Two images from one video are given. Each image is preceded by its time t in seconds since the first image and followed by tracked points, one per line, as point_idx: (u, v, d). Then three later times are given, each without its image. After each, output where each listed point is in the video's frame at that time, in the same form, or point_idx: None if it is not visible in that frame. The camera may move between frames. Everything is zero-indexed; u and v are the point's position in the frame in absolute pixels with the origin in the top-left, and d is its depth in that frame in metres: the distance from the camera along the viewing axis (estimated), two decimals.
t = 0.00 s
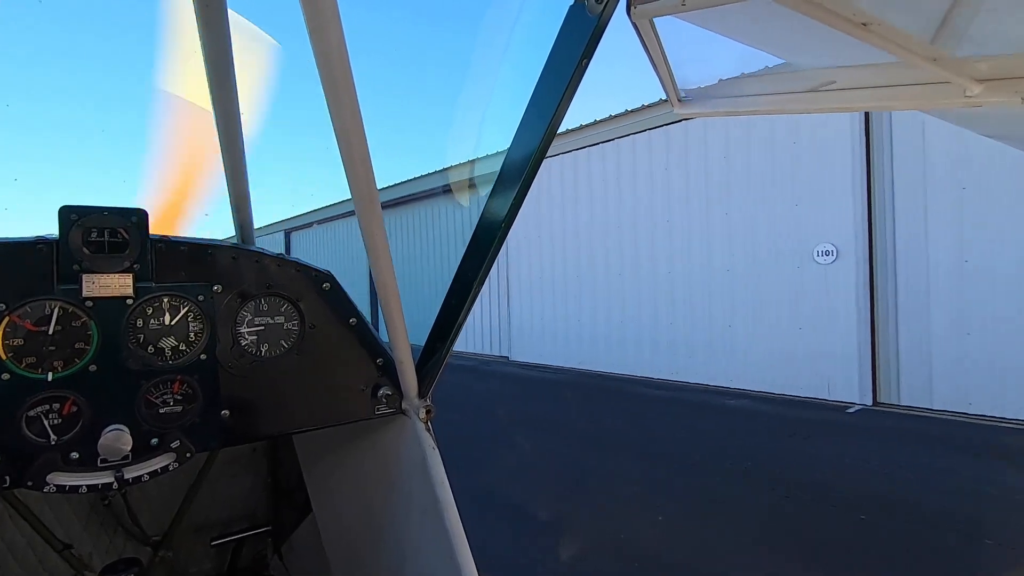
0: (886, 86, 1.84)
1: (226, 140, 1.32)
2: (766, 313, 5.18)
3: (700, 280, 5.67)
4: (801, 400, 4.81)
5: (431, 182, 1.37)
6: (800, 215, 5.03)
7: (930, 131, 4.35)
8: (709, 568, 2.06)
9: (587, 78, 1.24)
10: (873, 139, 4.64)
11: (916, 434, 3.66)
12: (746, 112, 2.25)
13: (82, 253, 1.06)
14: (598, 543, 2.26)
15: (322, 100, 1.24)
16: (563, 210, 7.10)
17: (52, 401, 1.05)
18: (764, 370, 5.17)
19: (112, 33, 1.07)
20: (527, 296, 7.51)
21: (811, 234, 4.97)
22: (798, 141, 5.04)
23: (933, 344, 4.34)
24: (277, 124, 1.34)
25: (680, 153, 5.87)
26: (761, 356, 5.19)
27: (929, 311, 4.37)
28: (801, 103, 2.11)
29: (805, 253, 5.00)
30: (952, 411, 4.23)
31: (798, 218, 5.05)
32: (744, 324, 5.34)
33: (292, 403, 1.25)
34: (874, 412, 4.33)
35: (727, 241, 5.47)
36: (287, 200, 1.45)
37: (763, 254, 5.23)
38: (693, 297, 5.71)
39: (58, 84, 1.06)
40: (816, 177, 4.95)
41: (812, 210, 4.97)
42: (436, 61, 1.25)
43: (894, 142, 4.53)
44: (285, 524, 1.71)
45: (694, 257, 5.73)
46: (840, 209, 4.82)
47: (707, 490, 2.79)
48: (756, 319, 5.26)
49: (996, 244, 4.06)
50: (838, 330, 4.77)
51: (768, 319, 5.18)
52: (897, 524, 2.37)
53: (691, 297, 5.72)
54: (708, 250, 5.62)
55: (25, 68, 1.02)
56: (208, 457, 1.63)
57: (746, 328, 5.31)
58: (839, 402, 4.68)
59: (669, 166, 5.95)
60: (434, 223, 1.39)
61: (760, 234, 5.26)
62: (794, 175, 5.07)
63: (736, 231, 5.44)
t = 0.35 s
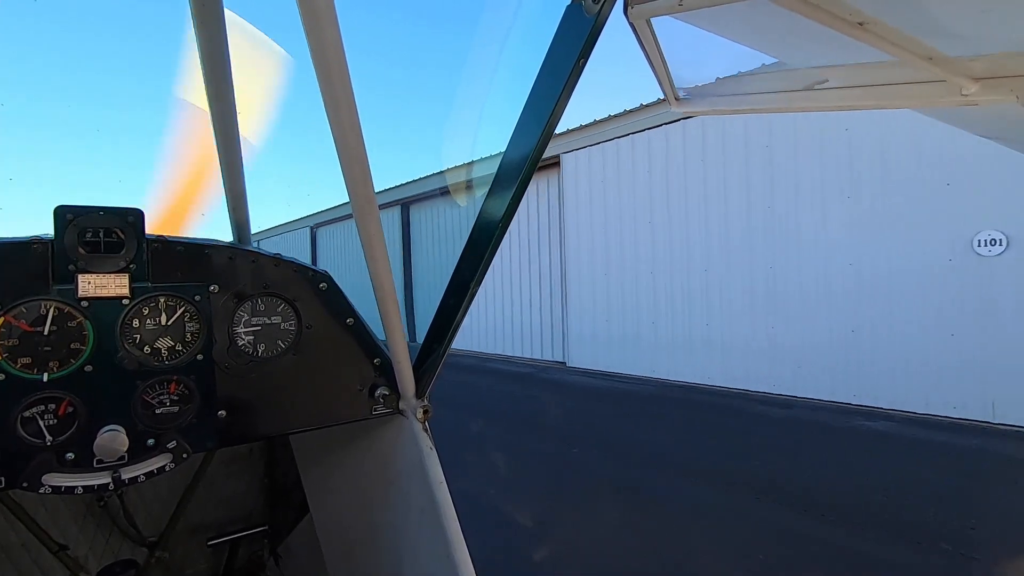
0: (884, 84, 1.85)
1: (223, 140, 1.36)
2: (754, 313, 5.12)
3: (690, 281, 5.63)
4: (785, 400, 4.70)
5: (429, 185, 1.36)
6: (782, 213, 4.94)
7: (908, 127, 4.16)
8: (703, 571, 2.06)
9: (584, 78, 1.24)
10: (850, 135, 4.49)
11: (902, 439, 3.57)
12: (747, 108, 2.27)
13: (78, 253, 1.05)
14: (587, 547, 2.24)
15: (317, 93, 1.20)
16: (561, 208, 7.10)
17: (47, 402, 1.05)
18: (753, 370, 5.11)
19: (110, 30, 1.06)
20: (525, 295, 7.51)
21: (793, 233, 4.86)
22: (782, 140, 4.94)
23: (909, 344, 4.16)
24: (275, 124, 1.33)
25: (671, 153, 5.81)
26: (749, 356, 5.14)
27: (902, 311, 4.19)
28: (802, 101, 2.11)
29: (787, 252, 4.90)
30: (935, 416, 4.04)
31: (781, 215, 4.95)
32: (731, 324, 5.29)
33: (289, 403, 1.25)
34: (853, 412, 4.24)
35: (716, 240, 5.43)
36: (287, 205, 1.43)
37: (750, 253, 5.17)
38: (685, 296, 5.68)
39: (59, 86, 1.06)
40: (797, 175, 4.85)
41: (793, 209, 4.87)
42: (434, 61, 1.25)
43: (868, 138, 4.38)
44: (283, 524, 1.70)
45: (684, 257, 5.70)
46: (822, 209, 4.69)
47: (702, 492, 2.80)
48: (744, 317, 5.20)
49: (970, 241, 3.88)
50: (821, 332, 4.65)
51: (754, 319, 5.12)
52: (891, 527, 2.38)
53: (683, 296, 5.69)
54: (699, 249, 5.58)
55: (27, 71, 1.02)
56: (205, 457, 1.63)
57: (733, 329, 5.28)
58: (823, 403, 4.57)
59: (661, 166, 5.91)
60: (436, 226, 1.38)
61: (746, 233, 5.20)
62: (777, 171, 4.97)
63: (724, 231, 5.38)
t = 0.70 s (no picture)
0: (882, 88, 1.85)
1: (222, 146, 1.35)
2: (756, 313, 5.21)
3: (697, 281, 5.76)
4: (788, 400, 4.76)
5: (430, 186, 1.40)
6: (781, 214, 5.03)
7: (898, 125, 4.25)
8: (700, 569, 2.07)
9: (583, 79, 1.24)
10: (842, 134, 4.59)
11: (900, 439, 3.59)
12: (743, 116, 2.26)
13: (76, 252, 1.05)
14: (585, 546, 2.25)
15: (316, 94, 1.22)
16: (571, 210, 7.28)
17: (45, 401, 1.05)
18: (757, 370, 5.19)
19: (110, 30, 1.07)
20: (541, 296, 7.74)
21: (791, 234, 4.95)
22: (780, 141, 5.03)
23: (905, 343, 4.19)
24: (275, 123, 1.34)
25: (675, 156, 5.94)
26: (753, 356, 5.22)
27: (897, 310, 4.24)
28: (797, 108, 2.10)
29: (785, 252, 4.98)
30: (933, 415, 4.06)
31: (779, 216, 5.03)
32: (735, 324, 5.38)
33: (287, 403, 1.25)
34: (854, 412, 4.28)
35: (720, 241, 5.53)
36: (287, 207, 1.44)
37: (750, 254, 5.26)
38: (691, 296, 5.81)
39: (60, 87, 1.07)
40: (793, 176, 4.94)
41: (791, 210, 4.96)
42: (433, 61, 1.25)
43: (860, 138, 4.48)
44: (281, 524, 1.70)
45: (690, 257, 5.82)
46: (817, 209, 4.77)
47: (701, 491, 2.81)
48: (746, 317, 5.29)
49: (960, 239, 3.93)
50: (820, 331, 4.72)
51: (757, 319, 5.21)
52: (887, 526, 2.39)
53: (690, 296, 5.81)
54: (702, 248, 5.70)
55: (29, 72, 1.03)
56: (203, 458, 1.63)
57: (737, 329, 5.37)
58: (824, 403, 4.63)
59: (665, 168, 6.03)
60: (428, 227, 1.37)
61: (747, 234, 5.29)
62: (776, 173, 5.07)
63: (725, 231, 5.50)
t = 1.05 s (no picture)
0: (892, 84, 1.83)
1: (228, 141, 1.36)
2: (767, 313, 5.21)
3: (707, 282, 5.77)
4: (799, 401, 4.76)
5: (437, 187, 1.41)
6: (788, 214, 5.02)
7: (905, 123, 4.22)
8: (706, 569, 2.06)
9: (589, 77, 1.23)
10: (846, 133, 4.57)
11: (910, 440, 3.56)
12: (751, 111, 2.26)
13: (86, 252, 1.06)
14: (591, 546, 2.25)
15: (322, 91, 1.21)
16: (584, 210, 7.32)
17: (56, 399, 1.06)
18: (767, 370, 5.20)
19: (110, 29, 1.07)
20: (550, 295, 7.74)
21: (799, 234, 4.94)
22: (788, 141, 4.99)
23: (916, 343, 4.18)
24: (283, 123, 1.35)
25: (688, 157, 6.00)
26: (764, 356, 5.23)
27: (904, 309, 4.24)
28: (806, 102, 2.09)
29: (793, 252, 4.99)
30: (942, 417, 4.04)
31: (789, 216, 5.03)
32: (744, 324, 5.40)
33: (294, 401, 1.26)
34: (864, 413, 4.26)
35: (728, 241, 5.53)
36: (293, 209, 1.44)
37: (759, 255, 5.26)
38: (705, 296, 5.85)
39: (64, 87, 1.06)
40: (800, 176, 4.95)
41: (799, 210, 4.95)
42: (437, 60, 1.26)
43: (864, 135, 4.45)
44: (288, 520, 1.71)
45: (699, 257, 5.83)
46: (826, 209, 4.75)
47: (708, 492, 2.80)
48: (756, 317, 5.30)
49: (965, 239, 3.91)
50: (830, 332, 4.72)
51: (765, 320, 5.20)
52: (895, 527, 2.38)
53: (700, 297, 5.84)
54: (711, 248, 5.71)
55: (29, 73, 1.03)
56: (211, 456, 1.65)
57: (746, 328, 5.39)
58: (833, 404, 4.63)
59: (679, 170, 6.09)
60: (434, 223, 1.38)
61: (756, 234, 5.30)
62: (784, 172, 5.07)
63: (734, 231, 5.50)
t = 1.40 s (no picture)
0: (903, 81, 1.82)
1: (235, 140, 1.36)
2: (777, 314, 5.20)
3: (716, 284, 5.73)
4: (809, 402, 4.74)
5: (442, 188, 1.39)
6: (801, 216, 5.03)
7: (914, 122, 4.18)
8: (714, 570, 2.05)
9: (595, 77, 1.24)
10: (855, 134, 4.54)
11: (920, 442, 3.52)
12: (760, 107, 2.25)
13: (95, 253, 1.07)
14: (597, 547, 2.24)
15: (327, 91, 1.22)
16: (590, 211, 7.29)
17: (66, 399, 1.07)
18: (777, 371, 5.20)
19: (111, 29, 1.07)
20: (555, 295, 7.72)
21: (812, 235, 4.95)
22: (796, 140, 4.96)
23: (926, 345, 4.14)
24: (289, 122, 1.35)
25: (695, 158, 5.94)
26: (774, 358, 5.22)
27: (914, 311, 4.21)
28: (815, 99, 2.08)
29: (806, 254, 4.99)
30: (952, 420, 4.00)
31: (801, 216, 5.04)
32: (753, 325, 5.40)
33: (301, 401, 1.26)
34: (875, 416, 4.22)
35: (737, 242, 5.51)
36: (300, 208, 1.45)
37: (771, 256, 5.26)
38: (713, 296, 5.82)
39: (68, 86, 1.07)
40: (815, 177, 4.93)
41: (812, 211, 4.94)
42: (443, 60, 1.26)
43: (873, 135, 4.42)
44: (294, 519, 1.72)
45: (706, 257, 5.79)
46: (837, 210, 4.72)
47: (714, 492, 2.79)
48: (766, 318, 5.28)
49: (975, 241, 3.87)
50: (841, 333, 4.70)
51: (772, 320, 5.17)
52: (904, 528, 2.36)
53: (707, 299, 5.82)
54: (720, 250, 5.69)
55: (29, 73, 1.02)
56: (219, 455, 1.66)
57: (757, 329, 5.37)
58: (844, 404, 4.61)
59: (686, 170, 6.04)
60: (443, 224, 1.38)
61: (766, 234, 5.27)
62: (797, 173, 5.06)
63: (742, 232, 5.51)
